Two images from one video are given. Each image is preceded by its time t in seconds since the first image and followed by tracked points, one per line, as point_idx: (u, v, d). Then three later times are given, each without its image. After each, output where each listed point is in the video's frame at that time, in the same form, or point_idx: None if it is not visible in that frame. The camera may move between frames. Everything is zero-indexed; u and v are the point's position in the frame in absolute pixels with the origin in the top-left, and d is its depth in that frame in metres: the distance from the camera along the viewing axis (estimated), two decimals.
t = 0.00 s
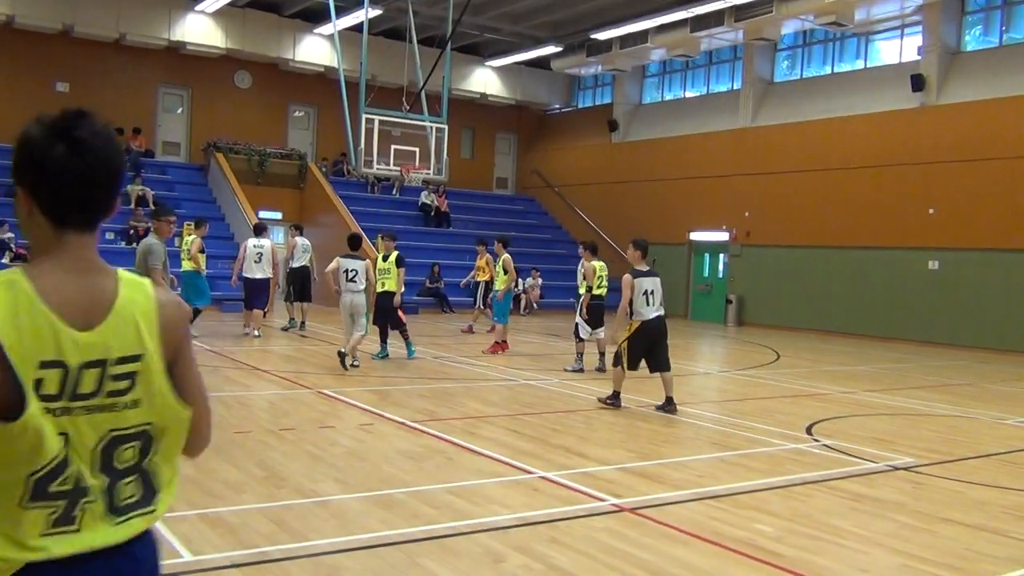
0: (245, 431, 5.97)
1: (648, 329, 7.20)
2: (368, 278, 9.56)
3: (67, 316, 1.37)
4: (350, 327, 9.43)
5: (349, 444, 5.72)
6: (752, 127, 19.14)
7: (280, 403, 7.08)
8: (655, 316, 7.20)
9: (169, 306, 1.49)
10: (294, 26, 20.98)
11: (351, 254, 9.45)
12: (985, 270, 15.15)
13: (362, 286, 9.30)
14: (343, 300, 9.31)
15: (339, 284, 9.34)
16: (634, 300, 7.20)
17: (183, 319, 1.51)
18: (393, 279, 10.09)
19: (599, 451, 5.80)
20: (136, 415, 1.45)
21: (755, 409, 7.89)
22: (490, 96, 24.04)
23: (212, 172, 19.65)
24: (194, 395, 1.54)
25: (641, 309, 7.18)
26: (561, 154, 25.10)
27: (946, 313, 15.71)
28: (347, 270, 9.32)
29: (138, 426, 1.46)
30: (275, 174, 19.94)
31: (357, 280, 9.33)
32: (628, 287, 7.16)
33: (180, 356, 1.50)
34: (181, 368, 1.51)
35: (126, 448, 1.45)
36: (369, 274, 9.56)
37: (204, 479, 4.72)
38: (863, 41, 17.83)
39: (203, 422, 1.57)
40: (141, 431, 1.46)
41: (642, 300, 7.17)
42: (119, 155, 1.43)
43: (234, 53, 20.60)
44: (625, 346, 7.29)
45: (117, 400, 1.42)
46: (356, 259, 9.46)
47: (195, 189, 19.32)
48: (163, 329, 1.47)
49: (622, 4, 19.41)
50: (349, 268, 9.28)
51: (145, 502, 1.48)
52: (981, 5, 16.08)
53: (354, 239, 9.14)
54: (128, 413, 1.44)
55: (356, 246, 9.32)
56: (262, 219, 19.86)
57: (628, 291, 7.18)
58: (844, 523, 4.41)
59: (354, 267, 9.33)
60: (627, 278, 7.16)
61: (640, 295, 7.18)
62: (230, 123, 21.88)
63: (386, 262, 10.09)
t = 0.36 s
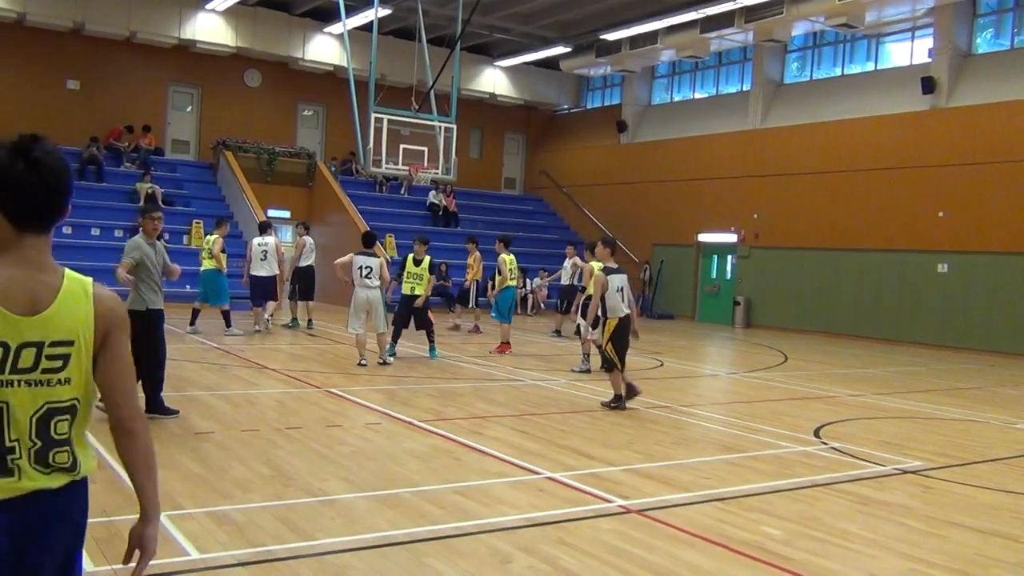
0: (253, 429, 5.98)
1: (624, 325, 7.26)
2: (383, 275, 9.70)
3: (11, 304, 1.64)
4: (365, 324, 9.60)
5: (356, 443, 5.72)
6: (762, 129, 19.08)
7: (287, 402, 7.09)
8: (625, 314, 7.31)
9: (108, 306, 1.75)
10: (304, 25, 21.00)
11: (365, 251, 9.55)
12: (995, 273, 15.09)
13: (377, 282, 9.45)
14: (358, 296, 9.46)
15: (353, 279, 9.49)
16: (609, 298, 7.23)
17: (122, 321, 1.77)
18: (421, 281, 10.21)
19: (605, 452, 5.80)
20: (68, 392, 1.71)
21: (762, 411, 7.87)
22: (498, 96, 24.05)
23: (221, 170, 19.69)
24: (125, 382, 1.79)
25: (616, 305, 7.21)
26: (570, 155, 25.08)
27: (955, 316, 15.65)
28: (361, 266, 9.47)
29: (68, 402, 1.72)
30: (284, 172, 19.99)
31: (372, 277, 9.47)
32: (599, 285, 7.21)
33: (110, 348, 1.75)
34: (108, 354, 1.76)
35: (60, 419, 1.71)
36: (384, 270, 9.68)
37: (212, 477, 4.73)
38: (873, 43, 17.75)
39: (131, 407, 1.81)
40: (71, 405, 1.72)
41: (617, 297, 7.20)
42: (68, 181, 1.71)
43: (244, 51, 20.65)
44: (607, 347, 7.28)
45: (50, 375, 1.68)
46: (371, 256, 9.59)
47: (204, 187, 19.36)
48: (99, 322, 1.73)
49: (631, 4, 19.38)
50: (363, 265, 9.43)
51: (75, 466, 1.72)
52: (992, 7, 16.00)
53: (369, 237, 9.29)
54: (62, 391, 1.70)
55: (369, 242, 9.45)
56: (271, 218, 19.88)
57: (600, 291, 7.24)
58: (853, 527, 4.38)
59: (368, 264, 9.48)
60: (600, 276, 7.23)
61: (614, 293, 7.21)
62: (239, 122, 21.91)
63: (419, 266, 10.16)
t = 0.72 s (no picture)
0: (260, 429, 5.99)
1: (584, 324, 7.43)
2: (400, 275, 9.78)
3: None
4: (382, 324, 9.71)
5: (362, 443, 5.73)
6: (771, 129, 19.03)
7: (294, 401, 7.10)
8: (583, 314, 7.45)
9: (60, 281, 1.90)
10: (312, 25, 21.02)
11: (380, 253, 9.62)
12: (1004, 274, 15.02)
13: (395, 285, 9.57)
14: (375, 298, 9.57)
15: (370, 281, 9.57)
16: (572, 297, 7.39)
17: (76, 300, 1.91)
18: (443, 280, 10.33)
19: (612, 452, 5.79)
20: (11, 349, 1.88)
21: (770, 412, 7.85)
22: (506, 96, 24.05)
23: (229, 170, 19.74)
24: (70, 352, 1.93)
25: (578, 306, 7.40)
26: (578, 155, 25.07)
27: (963, 317, 15.59)
28: (378, 269, 9.53)
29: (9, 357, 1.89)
30: (293, 172, 20.04)
31: (390, 279, 9.56)
32: (563, 285, 7.33)
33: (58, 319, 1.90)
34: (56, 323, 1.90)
35: None
36: (400, 270, 9.76)
37: (219, 476, 4.74)
38: (882, 43, 17.69)
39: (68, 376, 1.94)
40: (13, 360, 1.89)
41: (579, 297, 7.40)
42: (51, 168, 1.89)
43: (252, 52, 20.69)
44: (570, 345, 7.37)
45: None
46: (387, 258, 9.63)
47: (213, 187, 19.41)
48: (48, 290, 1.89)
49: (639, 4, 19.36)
50: (381, 268, 9.50)
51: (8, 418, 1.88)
52: (1002, 7, 15.94)
53: (384, 240, 9.34)
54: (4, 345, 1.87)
55: (385, 245, 9.49)
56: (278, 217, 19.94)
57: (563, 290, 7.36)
58: (860, 529, 4.37)
59: (385, 266, 9.53)
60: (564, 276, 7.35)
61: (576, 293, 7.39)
62: (248, 121, 21.96)
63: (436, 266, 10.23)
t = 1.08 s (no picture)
0: (269, 429, 6.00)
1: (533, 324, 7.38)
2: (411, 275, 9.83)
3: None
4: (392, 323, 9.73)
5: (371, 443, 5.73)
6: (779, 128, 18.98)
7: (303, 402, 7.11)
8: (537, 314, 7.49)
9: None
10: (320, 26, 21.06)
11: (391, 252, 9.71)
12: (1014, 273, 14.93)
13: (404, 282, 9.60)
14: (385, 295, 9.63)
15: (380, 279, 9.64)
16: (522, 297, 7.33)
17: None
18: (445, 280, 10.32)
19: (620, 453, 5.78)
20: None
21: (779, 411, 7.84)
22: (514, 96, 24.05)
23: (237, 171, 19.77)
24: None
25: (528, 306, 7.35)
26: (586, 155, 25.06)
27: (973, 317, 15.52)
28: (388, 267, 9.61)
29: None
30: (301, 173, 20.08)
31: (399, 277, 9.61)
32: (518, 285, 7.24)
33: None
34: None
35: None
36: (411, 269, 9.81)
37: (228, 476, 4.75)
38: (891, 41, 17.63)
39: None
40: None
41: (529, 297, 7.35)
42: None
43: (260, 53, 20.75)
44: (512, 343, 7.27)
45: None
46: (397, 257, 9.71)
47: (221, 188, 19.45)
48: None
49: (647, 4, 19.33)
50: (390, 265, 9.57)
51: None
52: (1012, 5, 15.90)
53: (394, 238, 9.43)
54: None
55: (396, 244, 9.56)
56: (286, 218, 19.99)
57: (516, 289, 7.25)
58: (869, 529, 4.36)
59: (395, 264, 9.60)
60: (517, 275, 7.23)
61: (526, 292, 7.35)
62: (256, 122, 22.01)
63: (437, 266, 10.46)
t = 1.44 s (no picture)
0: (279, 429, 6.01)
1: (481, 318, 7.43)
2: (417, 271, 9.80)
3: None
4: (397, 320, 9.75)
5: (381, 442, 5.74)
6: (789, 127, 18.92)
7: (313, 401, 7.13)
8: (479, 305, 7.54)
9: None
10: (329, 26, 21.08)
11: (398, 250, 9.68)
12: None
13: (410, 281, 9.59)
14: (392, 294, 9.64)
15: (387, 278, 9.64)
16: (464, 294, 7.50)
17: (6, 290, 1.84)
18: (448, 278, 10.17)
19: (630, 452, 5.77)
20: None
21: (789, 411, 7.81)
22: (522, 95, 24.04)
23: (247, 171, 19.82)
24: None
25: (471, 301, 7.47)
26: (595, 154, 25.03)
27: (985, 315, 15.44)
28: (394, 266, 9.59)
29: None
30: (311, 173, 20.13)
31: (405, 275, 9.59)
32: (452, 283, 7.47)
33: None
34: None
35: None
36: (417, 267, 9.79)
37: (239, 475, 4.77)
38: (902, 39, 17.54)
39: None
40: None
41: (471, 293, 7.49)
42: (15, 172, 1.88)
43: (270, 53, 20.79)
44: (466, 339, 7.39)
45: None
46: (403, 255, 9.68)
47: (231, 188, 19.51)
48: None
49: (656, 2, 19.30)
50: (395, 265, 9.54)
51: None
52: None
53: (402, 238, 9.40)
54: None
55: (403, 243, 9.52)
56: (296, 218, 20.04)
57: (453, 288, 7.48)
58: (880, 528, 4.34)
59: (400, 263, 9.57)
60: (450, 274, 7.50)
61: (467, 289, 7.50)
62: (266, 122, 22.07)
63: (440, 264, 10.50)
